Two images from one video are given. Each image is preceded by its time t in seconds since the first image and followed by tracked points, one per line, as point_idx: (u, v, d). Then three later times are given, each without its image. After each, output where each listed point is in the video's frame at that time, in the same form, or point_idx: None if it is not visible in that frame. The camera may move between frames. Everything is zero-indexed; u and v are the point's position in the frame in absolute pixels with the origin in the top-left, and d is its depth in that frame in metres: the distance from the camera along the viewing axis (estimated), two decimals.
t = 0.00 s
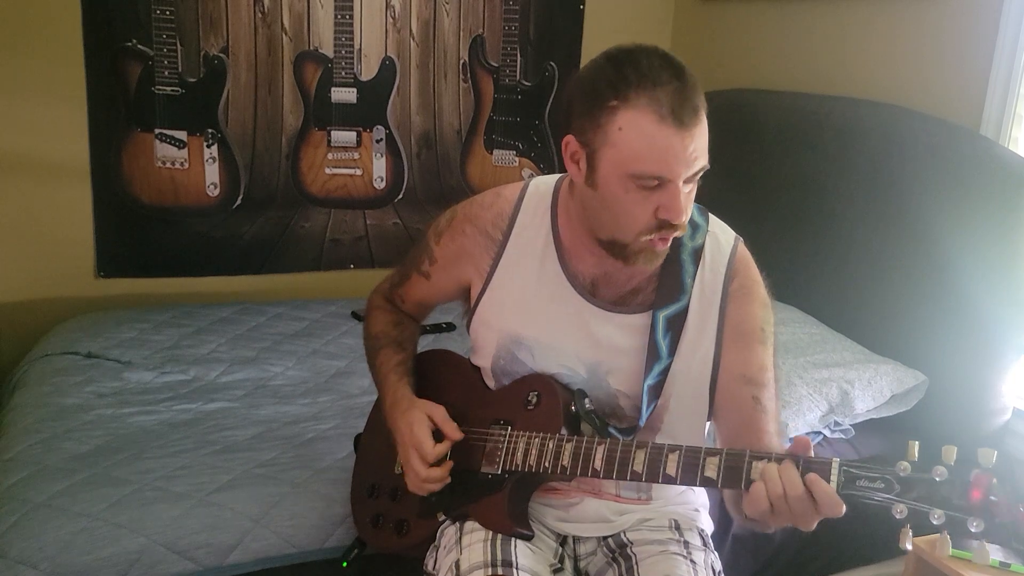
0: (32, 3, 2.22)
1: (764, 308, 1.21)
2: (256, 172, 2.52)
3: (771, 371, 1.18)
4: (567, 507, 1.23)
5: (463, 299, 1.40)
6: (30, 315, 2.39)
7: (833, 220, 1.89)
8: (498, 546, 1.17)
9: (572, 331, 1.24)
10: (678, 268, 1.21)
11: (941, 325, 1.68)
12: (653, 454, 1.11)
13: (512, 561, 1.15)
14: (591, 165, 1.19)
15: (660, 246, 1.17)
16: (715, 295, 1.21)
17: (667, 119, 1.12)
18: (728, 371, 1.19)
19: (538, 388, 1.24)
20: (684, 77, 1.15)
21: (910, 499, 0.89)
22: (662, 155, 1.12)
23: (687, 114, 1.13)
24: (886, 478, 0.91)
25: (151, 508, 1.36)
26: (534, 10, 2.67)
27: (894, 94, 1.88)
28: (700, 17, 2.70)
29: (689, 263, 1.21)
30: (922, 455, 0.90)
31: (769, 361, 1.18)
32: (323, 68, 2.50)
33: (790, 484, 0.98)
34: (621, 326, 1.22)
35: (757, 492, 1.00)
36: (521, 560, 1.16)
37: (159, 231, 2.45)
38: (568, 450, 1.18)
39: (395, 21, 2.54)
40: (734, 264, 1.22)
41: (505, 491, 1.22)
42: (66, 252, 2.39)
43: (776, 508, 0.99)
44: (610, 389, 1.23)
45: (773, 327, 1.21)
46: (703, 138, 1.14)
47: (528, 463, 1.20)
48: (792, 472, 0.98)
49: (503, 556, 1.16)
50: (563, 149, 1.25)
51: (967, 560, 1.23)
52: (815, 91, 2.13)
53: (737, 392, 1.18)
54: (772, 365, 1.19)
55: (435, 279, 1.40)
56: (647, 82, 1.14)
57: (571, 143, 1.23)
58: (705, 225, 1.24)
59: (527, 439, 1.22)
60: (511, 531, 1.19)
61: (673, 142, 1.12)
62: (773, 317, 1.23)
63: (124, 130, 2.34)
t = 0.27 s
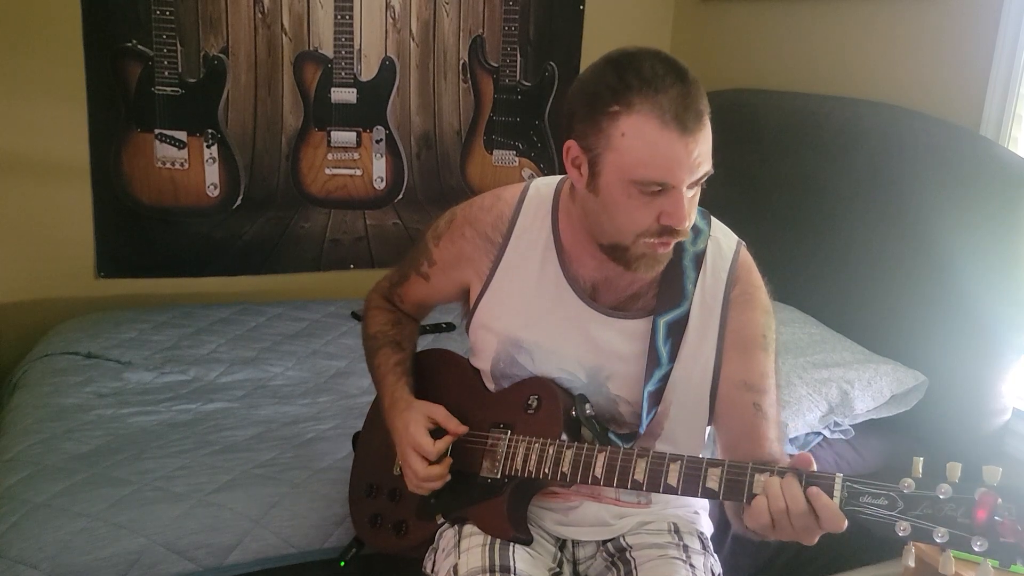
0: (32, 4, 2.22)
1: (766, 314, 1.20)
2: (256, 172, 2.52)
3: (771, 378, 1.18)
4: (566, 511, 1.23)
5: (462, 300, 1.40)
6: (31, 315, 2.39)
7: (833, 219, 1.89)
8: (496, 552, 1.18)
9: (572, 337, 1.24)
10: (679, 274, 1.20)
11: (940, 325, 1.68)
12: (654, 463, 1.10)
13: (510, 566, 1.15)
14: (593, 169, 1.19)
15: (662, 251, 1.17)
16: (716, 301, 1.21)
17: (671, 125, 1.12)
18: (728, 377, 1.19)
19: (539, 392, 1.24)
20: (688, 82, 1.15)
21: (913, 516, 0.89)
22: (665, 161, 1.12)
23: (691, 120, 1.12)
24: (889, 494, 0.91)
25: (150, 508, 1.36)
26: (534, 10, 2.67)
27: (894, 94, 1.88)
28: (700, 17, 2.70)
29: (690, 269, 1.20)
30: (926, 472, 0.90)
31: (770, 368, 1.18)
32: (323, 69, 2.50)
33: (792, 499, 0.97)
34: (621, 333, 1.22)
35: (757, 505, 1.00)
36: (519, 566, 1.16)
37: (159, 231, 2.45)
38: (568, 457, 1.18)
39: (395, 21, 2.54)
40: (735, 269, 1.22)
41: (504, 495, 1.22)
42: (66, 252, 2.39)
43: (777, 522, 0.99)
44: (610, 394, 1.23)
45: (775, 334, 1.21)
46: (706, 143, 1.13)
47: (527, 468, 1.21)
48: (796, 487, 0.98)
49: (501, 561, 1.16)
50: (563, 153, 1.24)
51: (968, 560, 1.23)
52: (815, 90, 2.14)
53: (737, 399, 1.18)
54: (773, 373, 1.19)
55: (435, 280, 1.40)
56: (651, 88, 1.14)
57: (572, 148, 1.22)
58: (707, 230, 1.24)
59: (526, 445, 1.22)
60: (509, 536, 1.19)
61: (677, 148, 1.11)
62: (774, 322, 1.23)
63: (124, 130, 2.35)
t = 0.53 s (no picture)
0: (32, 4, 2.22)
1: (765, 311, 1.20)
2: (256, 172, 2.52)
3: (771, 375, 1.18)
4: (567, 509, 1.23)
5: (463, 300, 1.40)
6: (31, 315, 2.39)
7: (834, 220, 1.89)
8: (498, 550, 1.17)
9: (573, 335, 1.24)
10: (679, 271, 1.21)
11: (940, 324, 1.68)
12: (655, 459, 1.10)
13: (511, 564, 1.15)
14: (595, 159, 1.19)
15: (663, 239, 1.16)
16: (716, 298, 1.21)
17: (672, 111, 1.12)
18: (728, 374, 1.19)
19: (540, 390, 1.24)
20: (688, 72, 1.16)
21: (913, 507, 0.88)
22: (666, 146, 1.12)
23: (692, 106, 1.13)
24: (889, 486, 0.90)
25: (151, 508, 1.36)
26: (534, 10, 2.67)
27: (894, 94, 1.89)
28: (700, 17, 2.70)
29: (690, 266, 1.21)
30: (926, 463, 0.89)
31: (769, 365, 1.18)
32: (324, 69, 2.50)
33: (792, 490, 0.97)
34: (622, 330, 1.22)
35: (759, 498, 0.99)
36: (521, 564, 1.16)
37: (159, 231, 2.45)
38: (569, 454, 1.18)
39: (396, 21, 2.54)
40: (735, 266, 1.22)
41: (506, 493, 1.22)
42: (66, 252, 2.39)
43: (777, 515, 0.99)
44: (611, 391, 1.23)
45: (774, 331, 1.21)
46: (707, 130, 1.14)
47: (529, 466, 1.21)
48: (797, 481, 0.98)
49: (503, 560, 1.16)
50: (566, 146, 1.25)
51: (968, 560, 1.24)
52: (815, 90, 2.14)
53: (737, 396, 1.18)
54: (773, 370, 1.19)
55: (436, 280, 1.40)
56: (651, 76, 1.14)
57: (574, 139, 1.23)
58: (707, 227, 1.24)
59: (528, 442, 1.22)
60: (511, 534, 1.19)
61: (678, 134, 1.12)
62: (774, 320, 1.23)
63: (124, 130, 2.34)
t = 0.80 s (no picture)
0: (32, 4, 2.22)
1: (762, 305, 1.21)
2: (256, 172, 2.52)
3: (769, 367, 1.19)
4: (567, 503, 1.23)
5: (465, 299, 1.40)
6: (31, 315, 2.39)
7: (834, 220, 1.89)
8: (500, 543, 1.17)
9: (573, 329, 1.24)
10: (678, 265, 1.21)
11: (939, 324, 1.68)
12: (655, 449, 1.10)
13: (514, 557, 1.14)
14: (591, 165, 1.19)
15: (658, 245, 1.17)
16: (715, 290, 1.21)
17: (668, 121, 1.12)
18: (726, 367, 1.20)
19: (540, 385, 1.24)
20: (685, 80, 1.15)
21: (910, 487, 0.88)
22: (661, 157, 1.12)
23: (687, 116, 1.13)
24: (886, 467, 0.91)
25: (151, 508, 1.36)
26: (534, 10, 2.67)
27: (895, 94, 1.88)
28: (700, 17, 2.70)
29: (689, 260, 1.21)
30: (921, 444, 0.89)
31: (767, 357, 1.19)
32: (324, 69, 2.50)
33: (791, 472, 0.97)
34: (622, 324, 1.22)
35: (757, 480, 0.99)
36: (523, 557, 1.15)
37: (159, 230, 2.45)
38: (570, 446, 1.18)
39: (396, 21, 2.54)
40: (733, 262, 1.22)
41: (507, 487, 1.22)
42: (66, 252, 2.39)
43: (776, 497, 0.99)
44: (611, 385, 1.23)
45: (771, 323, 1.22)
46: (703, 139, 1.14)
47: (529, 460, 1.21)
48: (795, 464, 0.98)
49: (506, 553, 1.15)
50: (563, 149, 1.24)
51: (966, 559, 1.24)
52: (816, 91, 2.14)
53: (736, 389, 1.18)
54: (770, 363, 1.19)
55: (437, 279, 1.40)
56: (648, 85, 1.14)
57: (572, 143, 1.22)
58: (704, 222, 1.25)
59: (529, 436, 1.22)
60: (512, 527, 1.18)
61: (673, 144, 1.12)
62: (770, 314, 1.23)
63: (124, 130, 2.34)
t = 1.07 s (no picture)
0: (33, 5, 2.22)
1: (761, 303, 1.21)
2: (257, 173, 2.52)
3: (769, 366, 1.19)
4: (567, 502, 1.23)
5: (465, 298, 1.40)
6: (31, 315, 2.39)
7: (834, 221, 1.88)
8: (501, 541, 1.17)
9: (573, 328, 1.24)
10: (677, 263, 1.21)
11: (939, 324, 1.68)
12: (656, 446, 1.10)
13: (515, 556, 1.14)
14: (591, 164, 1.19)
15: (657, 243, 1.17)
16: (715, 287, 1.21)
17: (667, 120, 1.12)
18: (727, 364, 1.20)
19: (541, 384, 1.24)
20: (684, 79, 1.16)
21: (910, 482, 0.89)
22: (660, 155, 1.12)
23: (686, 115, 1.13)
24: (886, 463, 0.91)
25: (151, 509, 1.36)
26: (534, 10, 2.67)
27: (895, 94, 1.88)
28: (701, 17, 2.70)
29: (688, 258, 1.21)
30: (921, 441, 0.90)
31: (766, 355, 1.19)
32: (324, 69, 2.50)
33: (792, 471, 0.97)
34: (622, 322, 1.22)
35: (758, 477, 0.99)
36: (524, 555, 1.15)
37: (159, 230, 2.45)
38: (571, 444, 1.18)
39: (396, 21, 2.54)
40: (733, 260, 1.22)
41: (508, 486, 1.22)
42: (66, 252, 2.39)
43: (777, 494, 0.99)
44: (611, 383, 1.23)
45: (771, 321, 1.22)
46: (702, 137, 1.14)
47: (531, 458, 1.20)
48: (797, 460, 0.98)
49: (507, 551, 1.15)
50: (563, 149, 1.25)
51: (966, 559, 1.24)
52: (816, 91, 2.14)
53: (737, 386, 1.18)
54: (770, 361, 1.19)
55: (438, 278, 1.40)
56: (648, 84, 1.14)
57: (572, 143, 1.23)
58: (703, 221, 1.24)
59: (529, 434, 1.22)
60: (513, 526, 1.18)
61: (672, 142, 1.12)
62: (770, 313, 1.23)
63: (125, 130, 2.35)
